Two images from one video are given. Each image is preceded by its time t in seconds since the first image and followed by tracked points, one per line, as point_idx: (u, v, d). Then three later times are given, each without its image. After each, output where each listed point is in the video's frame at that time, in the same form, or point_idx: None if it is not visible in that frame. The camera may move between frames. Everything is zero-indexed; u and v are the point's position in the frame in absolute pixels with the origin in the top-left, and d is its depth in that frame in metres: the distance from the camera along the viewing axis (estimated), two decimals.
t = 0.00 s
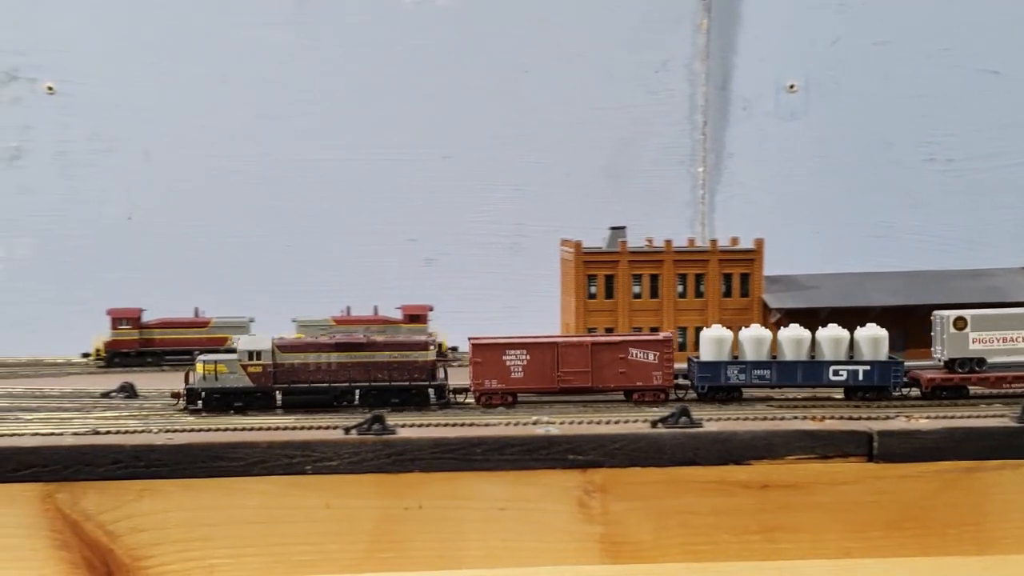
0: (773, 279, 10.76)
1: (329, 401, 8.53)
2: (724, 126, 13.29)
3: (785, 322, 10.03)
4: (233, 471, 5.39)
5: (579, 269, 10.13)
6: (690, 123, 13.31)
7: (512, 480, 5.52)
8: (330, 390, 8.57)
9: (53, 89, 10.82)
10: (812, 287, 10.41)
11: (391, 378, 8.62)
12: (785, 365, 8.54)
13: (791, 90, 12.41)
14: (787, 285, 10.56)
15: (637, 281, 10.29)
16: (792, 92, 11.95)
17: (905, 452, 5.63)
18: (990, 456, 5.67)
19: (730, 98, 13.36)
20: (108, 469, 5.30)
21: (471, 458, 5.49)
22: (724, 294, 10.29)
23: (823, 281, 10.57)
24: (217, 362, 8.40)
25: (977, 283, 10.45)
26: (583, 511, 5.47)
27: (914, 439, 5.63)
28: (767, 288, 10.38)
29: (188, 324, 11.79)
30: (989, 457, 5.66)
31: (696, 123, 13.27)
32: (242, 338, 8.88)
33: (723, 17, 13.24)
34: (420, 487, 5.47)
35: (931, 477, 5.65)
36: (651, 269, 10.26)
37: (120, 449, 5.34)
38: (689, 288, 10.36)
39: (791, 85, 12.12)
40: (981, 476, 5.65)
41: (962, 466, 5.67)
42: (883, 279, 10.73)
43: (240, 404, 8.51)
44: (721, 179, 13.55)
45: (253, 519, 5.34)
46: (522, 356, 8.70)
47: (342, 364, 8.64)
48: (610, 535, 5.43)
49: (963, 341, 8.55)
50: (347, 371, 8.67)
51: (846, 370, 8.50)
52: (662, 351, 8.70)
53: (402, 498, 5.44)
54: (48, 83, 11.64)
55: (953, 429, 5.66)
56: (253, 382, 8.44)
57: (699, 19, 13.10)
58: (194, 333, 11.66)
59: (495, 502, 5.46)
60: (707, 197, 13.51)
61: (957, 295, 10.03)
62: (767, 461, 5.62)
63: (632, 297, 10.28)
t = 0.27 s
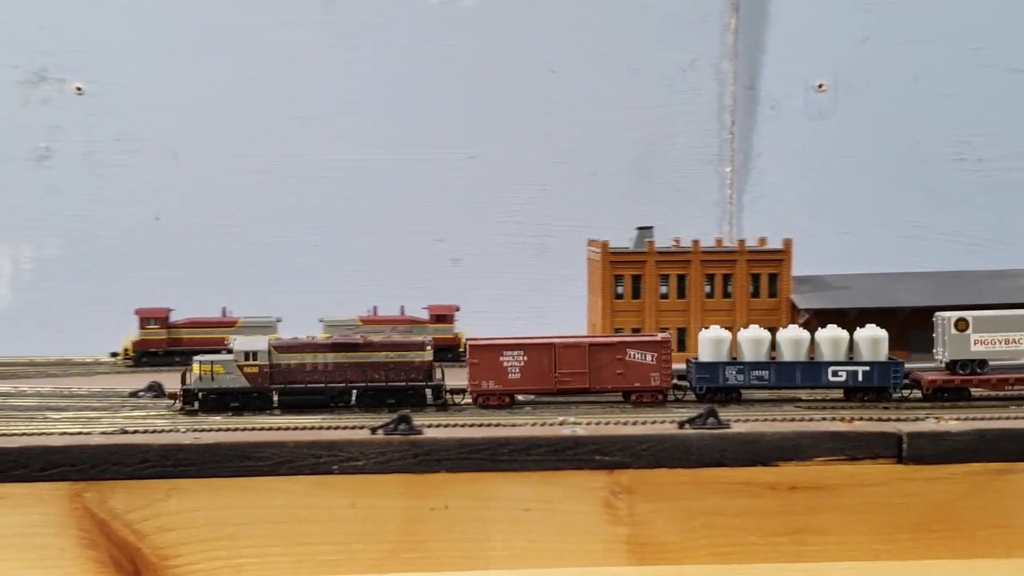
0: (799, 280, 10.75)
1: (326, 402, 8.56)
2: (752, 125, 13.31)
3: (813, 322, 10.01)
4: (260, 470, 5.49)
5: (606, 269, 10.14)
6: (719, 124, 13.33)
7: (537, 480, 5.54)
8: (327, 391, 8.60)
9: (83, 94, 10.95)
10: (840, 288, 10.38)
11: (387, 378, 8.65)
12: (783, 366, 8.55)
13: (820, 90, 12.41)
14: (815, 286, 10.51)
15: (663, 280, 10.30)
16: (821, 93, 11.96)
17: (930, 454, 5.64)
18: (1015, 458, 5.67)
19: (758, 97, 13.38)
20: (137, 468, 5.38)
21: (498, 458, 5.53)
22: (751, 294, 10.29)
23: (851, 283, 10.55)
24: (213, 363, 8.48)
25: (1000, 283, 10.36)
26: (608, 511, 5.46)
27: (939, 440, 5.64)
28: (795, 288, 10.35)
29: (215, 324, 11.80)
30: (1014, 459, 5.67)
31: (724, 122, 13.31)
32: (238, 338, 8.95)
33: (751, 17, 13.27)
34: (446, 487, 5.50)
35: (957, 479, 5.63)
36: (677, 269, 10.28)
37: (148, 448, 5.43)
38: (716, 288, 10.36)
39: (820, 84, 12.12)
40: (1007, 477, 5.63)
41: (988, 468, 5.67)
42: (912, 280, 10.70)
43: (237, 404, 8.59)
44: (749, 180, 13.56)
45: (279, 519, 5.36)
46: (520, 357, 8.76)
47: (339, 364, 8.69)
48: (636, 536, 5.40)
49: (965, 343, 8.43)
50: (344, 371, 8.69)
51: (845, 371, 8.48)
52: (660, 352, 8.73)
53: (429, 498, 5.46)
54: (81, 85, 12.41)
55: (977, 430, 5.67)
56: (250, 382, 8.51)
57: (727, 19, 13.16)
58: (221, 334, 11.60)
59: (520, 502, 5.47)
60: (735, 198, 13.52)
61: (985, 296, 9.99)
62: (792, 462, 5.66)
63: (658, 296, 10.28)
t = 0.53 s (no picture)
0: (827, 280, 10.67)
1: (322, 402, 8.59)
2: (782, 124, 13.26)
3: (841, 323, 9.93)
4: (287, 469, 5.47)
5: (635, 268, 10.12)
6: (748, 123, 13.32)
7: (564, 481, 5.50)
8: (323, 392, 8.65)
9: (113, 92, 10.95)
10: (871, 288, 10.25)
11: (382, 378, 8.70)
12: (782, 367, 8.54)
13: (850, 90, 12.32)
14: (844, 286, 10.41)
15: (692, 280, 10.26)
16: (852, 90, 11.84)
17: (961, 457, 5.55)
18: None
19: (787, 97, 13.33)
20: (165, 467, 5.37)
21: (524, 459, 5.48)
22: (779, 295, 10.22)
23: (882, 282, 10.41)
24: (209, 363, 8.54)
25: None
26: (636, 512, 5.44)
27: (972, 443, 5.55)
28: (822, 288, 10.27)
29: (243, 322, 11.68)
30: None
31: (753, 122, 13.31)
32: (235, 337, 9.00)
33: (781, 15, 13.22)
34: (473, 487, 5.47)
35: (989, 481, 5.56)
36: (705, 270, 10.24)
37: (176, 447, 5.41)
38: (744, 289, 10.32)
39: (851, 82, 12.00)
40: None
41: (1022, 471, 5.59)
42: (946, 281, 10.57)
43: (233, 404, 8.64)
44: (778, 179, 13.50)
45: (306, 519, 5.37)
46: (516, 357, 8.76)
47: (335, 365, 8.74)
48: (663, 537, 5.40)
49: (966, 344, 8.32)
50: (340, 372, 8.76)
51: (844, 371, 8.46)
52: (657, 353, 8.71)
53: (457, 498, 5.44)
54: (108, 85, 12.83)
55: (1011, 432, 5.57)
56: (246, 382, 8.58)
57: (756, 17, 13.12)
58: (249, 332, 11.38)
59: (546, 502, 5.44)
60: (764, 197, 13.48)
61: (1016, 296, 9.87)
62: (821, 464, 5.59)
63: (686, 297, 10.24)
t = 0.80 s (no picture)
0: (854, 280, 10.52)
1: (317, 402, 8.69)
2: (808, 124, 13.19)
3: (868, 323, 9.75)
4: (312, 468, 5.37)
5: (659, 268, 10.02)
6: (773, 122, 13.27)
7: (590, 482, 5.42)
8: (318, 392, 8.72)
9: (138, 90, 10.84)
10: (898, 288, 10.06)
11: (376, 379, 8.74)
12: (777, 368, 8.58)
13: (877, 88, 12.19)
14: (872, 287, 10.16)
15: (717, 281, 10.13)
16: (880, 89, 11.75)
17: (992, 460, 5.44)
18: None
19: (813, 96, 13.27)
20: (189, 467, 5.31)
21: (548, 459, 5.40)
22: (805, 295, 10.06)
23: (909, 282, 10.22)
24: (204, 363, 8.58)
25: None
26: (660, 514, 5.37)
27: (1002, 444, 5.45)
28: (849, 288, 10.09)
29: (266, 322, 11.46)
30: None
31: (779, 121, 13.29)
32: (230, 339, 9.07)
33: (807, 14, 13.15)
34: (498, 487, 5.38)
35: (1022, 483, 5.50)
36: (730, 270, 10.12)
37: (200, 446, 5.35)
38: (770, 289, 10.18)
39: (878, 81, 11.91)
40: None
41: None
42: (976, 281, 10.38)
43: (229, 405, 8.68)
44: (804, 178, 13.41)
45: (328, 519, 5.31)
46: (510, 358, 8.78)
47: (330, 365, 8.80)
48: (686, 539, 5.35)
49: (965, 346, 8.29)
50: (335, 372, 8.84)
51: (840, 372, 8.50)
52: (652, 354, 8.64)
53: (480, 498, 5.37)
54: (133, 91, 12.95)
55: None
56: (240, 382, 8.64)
57: (782, 15, 13.07)
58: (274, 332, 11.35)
59: (569, 503, 5.37)
60: (789, 196, 13.40)
61: None
62: (849, 465, 5.52)
63: (711, 297, 10.11)
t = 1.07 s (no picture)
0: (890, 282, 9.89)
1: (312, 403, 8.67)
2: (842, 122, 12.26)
3: (904, 327, 9.14)
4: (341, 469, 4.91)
5: (686, 269, 9.38)
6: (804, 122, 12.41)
7: (622, 484, 4.97)
8: (311, 393, 8.70)
9: (171, 93, 10.76)
10: (932, 291, 9.57)
11: (371, 379, 8.74)
12: (774, 369, 8.47)
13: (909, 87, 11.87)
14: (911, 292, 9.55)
15: (747, 282, 9.42)
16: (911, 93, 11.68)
17: None
18: None
19: (846, 95, 12.32)
20: (220, 466, 4.86)
21: (578, 461, 4.92)
22: (840, 297, 9.25)
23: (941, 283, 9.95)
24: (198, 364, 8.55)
25: None
26: (694, 516, 4.98)
27: None
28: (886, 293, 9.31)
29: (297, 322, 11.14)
30: None
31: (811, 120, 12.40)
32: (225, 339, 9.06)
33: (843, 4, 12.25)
34: (529, 488, 4.95)
35: None
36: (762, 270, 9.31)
37: (232, 445, 4.88)
38: (803, 290, 9.33)
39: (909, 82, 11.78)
40: None
41: None
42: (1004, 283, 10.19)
43: (223, 405, 8.64)
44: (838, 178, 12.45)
45: (360, 519, 4.90)
46: (504, 359, 8.75)
47: (325, 365, 8.78)
48: (718, 541, 4.97)
49: (964, 348, 8.15)
50: (329, 372, 8.78)
51: (838, 374, 8.39)
52: (648, 355, 8.57)
53: (507, 498, 4.94)
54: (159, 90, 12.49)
55: None
56: (235, 382, 8.60)
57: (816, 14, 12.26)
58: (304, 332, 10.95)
59: (599, 505, 4.94)
60: (821, 196, 12.50)
61: None
62: (885, 468, 5.02)
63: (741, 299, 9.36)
